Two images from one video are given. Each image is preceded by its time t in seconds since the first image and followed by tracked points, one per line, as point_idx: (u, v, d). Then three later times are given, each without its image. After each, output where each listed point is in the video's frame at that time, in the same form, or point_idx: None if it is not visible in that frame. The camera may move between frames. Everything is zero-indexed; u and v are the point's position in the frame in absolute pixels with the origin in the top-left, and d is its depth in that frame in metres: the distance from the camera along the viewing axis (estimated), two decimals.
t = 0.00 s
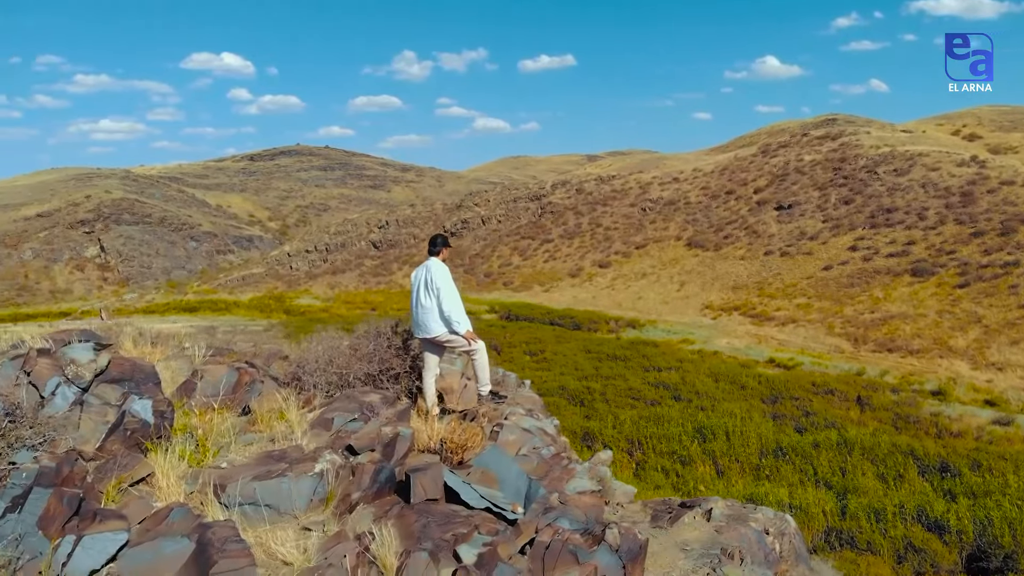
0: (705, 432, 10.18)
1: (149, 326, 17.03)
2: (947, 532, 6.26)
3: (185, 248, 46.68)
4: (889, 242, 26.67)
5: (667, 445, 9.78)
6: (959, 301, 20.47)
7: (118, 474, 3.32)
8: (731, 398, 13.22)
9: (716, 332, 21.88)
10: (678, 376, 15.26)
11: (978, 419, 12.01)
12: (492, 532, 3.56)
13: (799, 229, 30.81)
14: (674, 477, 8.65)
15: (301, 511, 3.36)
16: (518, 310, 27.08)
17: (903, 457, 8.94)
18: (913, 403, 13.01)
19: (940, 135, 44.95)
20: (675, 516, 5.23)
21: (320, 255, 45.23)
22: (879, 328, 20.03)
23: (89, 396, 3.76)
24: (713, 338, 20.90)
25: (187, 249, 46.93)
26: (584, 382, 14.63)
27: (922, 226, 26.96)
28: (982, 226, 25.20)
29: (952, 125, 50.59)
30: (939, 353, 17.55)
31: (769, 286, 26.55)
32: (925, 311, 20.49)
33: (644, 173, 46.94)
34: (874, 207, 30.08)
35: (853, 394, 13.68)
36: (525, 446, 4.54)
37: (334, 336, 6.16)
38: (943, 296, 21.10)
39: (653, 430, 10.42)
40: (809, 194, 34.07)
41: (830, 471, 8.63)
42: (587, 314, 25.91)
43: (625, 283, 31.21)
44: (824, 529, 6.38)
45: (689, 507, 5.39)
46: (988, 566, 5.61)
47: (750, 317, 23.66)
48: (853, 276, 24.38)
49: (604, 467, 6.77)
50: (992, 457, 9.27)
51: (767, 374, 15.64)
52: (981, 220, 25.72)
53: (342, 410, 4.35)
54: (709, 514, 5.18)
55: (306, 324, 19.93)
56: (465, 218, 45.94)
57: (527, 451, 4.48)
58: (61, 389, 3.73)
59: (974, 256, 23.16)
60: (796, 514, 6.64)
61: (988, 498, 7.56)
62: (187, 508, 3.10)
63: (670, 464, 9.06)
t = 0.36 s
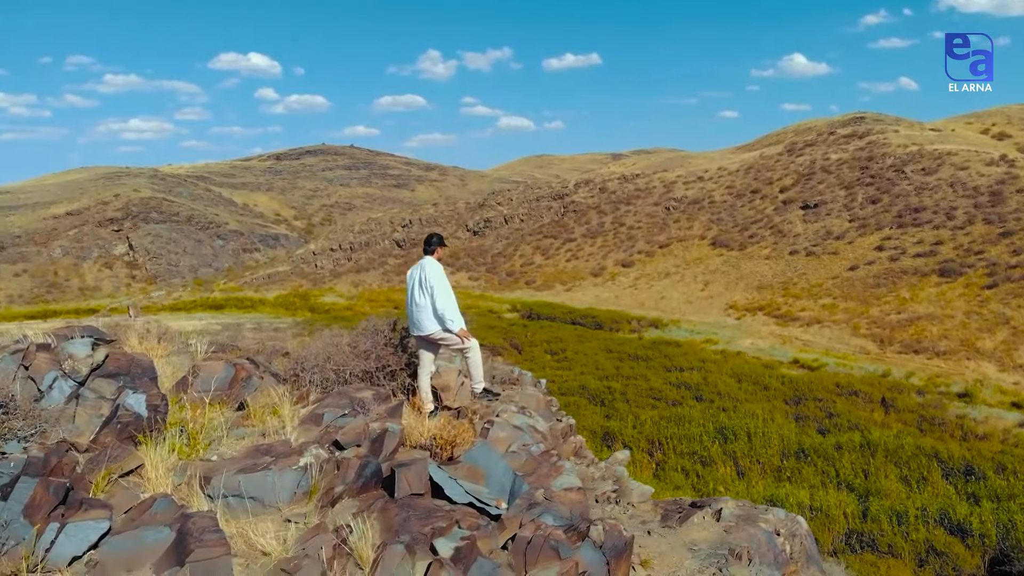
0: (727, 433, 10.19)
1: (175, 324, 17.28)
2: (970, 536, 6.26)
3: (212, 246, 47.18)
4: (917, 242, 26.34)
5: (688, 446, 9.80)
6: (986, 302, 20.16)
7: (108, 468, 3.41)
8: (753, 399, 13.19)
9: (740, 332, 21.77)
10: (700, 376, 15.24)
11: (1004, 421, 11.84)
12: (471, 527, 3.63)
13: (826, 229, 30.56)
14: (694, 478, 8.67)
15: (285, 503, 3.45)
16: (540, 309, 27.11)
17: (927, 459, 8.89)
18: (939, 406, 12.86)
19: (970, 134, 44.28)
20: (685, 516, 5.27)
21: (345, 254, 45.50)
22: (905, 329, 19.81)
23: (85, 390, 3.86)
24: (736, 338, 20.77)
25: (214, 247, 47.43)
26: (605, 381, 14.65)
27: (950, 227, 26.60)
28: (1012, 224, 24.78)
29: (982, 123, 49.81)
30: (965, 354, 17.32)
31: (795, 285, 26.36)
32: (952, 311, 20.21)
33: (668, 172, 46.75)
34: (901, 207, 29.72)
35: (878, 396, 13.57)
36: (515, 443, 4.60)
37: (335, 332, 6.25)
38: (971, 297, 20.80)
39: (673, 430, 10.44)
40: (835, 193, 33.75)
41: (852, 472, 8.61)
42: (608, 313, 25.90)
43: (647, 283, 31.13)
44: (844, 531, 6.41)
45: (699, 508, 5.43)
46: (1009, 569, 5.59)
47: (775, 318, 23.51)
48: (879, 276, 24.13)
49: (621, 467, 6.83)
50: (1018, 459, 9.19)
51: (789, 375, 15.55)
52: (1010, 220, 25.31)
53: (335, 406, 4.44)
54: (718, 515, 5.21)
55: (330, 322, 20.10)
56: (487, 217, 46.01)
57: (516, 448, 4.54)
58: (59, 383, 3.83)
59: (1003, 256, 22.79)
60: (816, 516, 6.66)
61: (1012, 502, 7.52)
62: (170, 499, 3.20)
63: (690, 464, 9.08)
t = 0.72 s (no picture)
0: (749, 435, 10.16)
1: (201, 322, 17.47)
2: (995, 540, 6.21)
3: (238, 246, 47.60)
4: (945, 242, 25.98)
5: (709, 447, 9.79)
6: (1015, 302, 19.83)
7: (101, 462, 3.51)
8: (776, 400, 13.12)
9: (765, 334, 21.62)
10: (723, 377, 15.19)
11: None
12: (457, 523, 3.68)
13: (853, 228, 30.28)
14: (715, 479, 8.67)
15: (272, 498, 3.52)
16: (562, 309, 27.11)
17: (952, 462, 8.81)
18: (965, 408, 12.70)
19: (1000, 133, 43.59)
20: (696, 517, 5.27)
21: (369, 253, 45.74)
22: (932, 330, 19.56)
23: (84, 385, 3.97)
24: (761, 339, 20.60)
25: (240, 247, 47.88)
26: (626, 382, 14.65)
27: (979, 226, 26.22)
28: None
29: (1015, 122, 48.98)
30: (993, 356, 17.06)
31: (820, 286, 26.12)
32: (981, 313, 19.92)
33: (693, 171, 46.48)
34: (929, 207, 29.35)
35: (903, 398, 13.43)
36: (508, 442, 4.65)
37: (340, 331, 6.33)
38: (1000, 298, 20.48)
39: (694, 431, 10.43)
40: (862, 192, 33.39)
41: (875, 475, 8.56)
42: (630, 313, 25.85)
43: (671, 283, 30.98)
44: (866, 535, 6.39)
45: (711, 508, 5.43)
46: None
47: (800, 318, 23.33)
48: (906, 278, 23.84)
49: (638, 467, 6.88)
50: None
51: (813, 377, 15.43)
52: None
53: (330, 403, 4.51)
54: (729, 517, 5.19)
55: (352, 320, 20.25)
56: (510, 216, 46.05)
57: (509, 447, 4.59)
58: (59, 379, 3.94)
59: None
60: (838, 519, 6.65)
61: None
62: (159, 493, 3.28)
63: (711, 466, 9.07)
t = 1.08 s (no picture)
0: (771, 436, 10.12)
1: (226, 319, 17.68)
2: (1019, 544, 6.15)
3: (265, 244, 48.01)
4: (974, 242, 25.60)
5: (731, 448, 9.78)
6: None
7: (96, 455, 3.61)
8: (800, 401, 13.05)
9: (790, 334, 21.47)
10: (746, 378, 15.12)
11: None
12: (443, 519, 3.74)
13: (880, 228, 29.97)
14: (736, 480, 8.66)
15: (261, 492, 3.61)
16: (584, 308, 27.10)
17: (977, 465, 8.71)
18: (992, 411, 12.52)
19: None
20: (708, 517, 5.27)
21: (393, 252, 45.95)
22: (961, 331, 19.30)
23: (83, 380, 4.09)
24: (785, 339, 20.45)
25: (266, 245, 48.30)
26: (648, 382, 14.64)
27: (1009, 226, 25.79)
28: None
29: None
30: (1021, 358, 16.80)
31: (846, 286, 25.86)
32: (1010, 314, 19.61)
33: (718, 169, 46.18)
34: (959, 206, 28.96)
35: (930, 400, 13.27)
36: (501, 439, 4.70)
37: (346, 328, 6.40)
38: None
39: (716, 432, 10.42)
40: (890, 191, 32.99)
41: (899, 478, 8.50)
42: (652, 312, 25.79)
43: (695, 283, 30.81)
44: (888, 538, 6.37)
45: (723, 509, 5.42)
46: None
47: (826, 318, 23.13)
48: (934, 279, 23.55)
49: (656, 468, 6.92)
50: None
51: (838, 378, 15.30)
52: None
53: (325, 400, 4.59)
54: (740, 517, 5.18)
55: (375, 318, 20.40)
56: (534, 215, 46.04)
57: (502, 444, 4.64)
58: (58, 375, 4.06)
59: None
60: (860, 523, 6.63)
61: None
62: (148, 485, 3.38)
63: (732, 467, 9.06)
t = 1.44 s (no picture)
0: (795, 438, 10.08)
1: (250, 317, 17.87)
2: None
3: (291, 243, 48.38)
4: (1005, 242, 25.20)
5: (753, 450, 9.76)
6: None
7: (92, 449, 3.72)
8: (824, 403, 12.96)
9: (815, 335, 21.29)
10: (770, 379, 15.05)
11: None
12: (429, 514, 3.80)
13: (909, 228, 29.62)
14: (759, 482, 8.65)
15: (251, 486, 3.70)
16: (608, 308, 27.06)
17: (1004, 468, 8.62)
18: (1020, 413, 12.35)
19: None
20: (719, 518, 5.28)
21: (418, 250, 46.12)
22: (989, 333, 19.01)
23: (84, 376, 4.21)
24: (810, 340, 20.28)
25: (293, 244, 48.67)
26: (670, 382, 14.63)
27: None
28: None
29: None
30: None
31: (873, 286, 25.58)
32: None
33: (744, 169, 45.84)
34: (989, 205, 28.54)
35: (957, 403, 13.12)
36: (495, 437, 4.75)
37: (352, 326, 6.48)
38: None
39: (739, 433, 10.40)
40: (919, 190, 32.57)
41: (924, 481, 8.44)
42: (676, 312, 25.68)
43: (720, 282, 30.60)
44: (911, 541, 6.33)
45: (735, 510, 5.42)
46: None
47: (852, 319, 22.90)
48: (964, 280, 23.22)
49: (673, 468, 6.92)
50: None
51: (864, 380, 15.15)
52: None
53: (321, 396, 4.68)
54: (753, 518, 5.17)
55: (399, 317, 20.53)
56: (558, 215, 45.98)
57: (495, 442, 4.70)
58: (60, 369, 4.18)
59: None
60: (883, 526, 6.59)
61: None
62: (140, 477, 3.47)
63: (755, 468, 9.05)
